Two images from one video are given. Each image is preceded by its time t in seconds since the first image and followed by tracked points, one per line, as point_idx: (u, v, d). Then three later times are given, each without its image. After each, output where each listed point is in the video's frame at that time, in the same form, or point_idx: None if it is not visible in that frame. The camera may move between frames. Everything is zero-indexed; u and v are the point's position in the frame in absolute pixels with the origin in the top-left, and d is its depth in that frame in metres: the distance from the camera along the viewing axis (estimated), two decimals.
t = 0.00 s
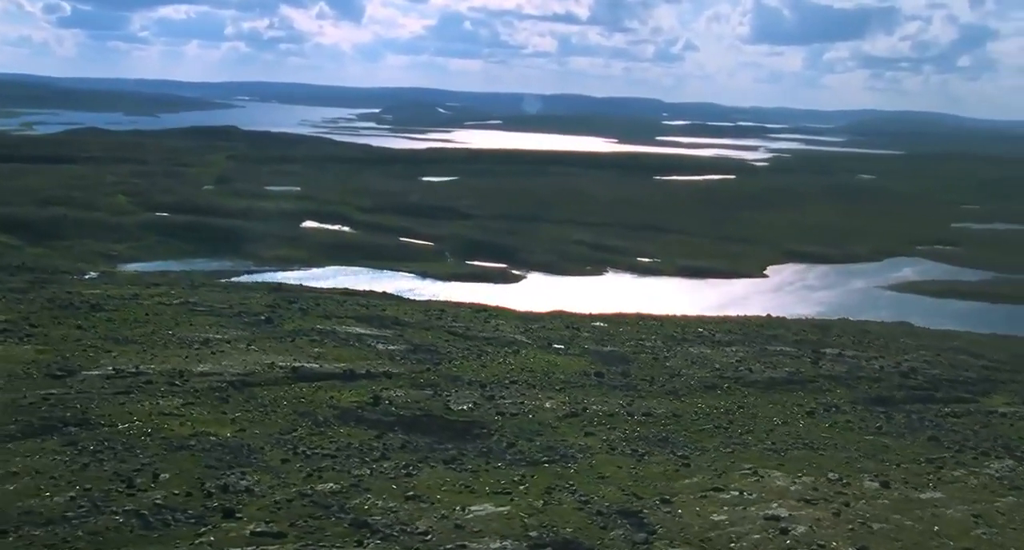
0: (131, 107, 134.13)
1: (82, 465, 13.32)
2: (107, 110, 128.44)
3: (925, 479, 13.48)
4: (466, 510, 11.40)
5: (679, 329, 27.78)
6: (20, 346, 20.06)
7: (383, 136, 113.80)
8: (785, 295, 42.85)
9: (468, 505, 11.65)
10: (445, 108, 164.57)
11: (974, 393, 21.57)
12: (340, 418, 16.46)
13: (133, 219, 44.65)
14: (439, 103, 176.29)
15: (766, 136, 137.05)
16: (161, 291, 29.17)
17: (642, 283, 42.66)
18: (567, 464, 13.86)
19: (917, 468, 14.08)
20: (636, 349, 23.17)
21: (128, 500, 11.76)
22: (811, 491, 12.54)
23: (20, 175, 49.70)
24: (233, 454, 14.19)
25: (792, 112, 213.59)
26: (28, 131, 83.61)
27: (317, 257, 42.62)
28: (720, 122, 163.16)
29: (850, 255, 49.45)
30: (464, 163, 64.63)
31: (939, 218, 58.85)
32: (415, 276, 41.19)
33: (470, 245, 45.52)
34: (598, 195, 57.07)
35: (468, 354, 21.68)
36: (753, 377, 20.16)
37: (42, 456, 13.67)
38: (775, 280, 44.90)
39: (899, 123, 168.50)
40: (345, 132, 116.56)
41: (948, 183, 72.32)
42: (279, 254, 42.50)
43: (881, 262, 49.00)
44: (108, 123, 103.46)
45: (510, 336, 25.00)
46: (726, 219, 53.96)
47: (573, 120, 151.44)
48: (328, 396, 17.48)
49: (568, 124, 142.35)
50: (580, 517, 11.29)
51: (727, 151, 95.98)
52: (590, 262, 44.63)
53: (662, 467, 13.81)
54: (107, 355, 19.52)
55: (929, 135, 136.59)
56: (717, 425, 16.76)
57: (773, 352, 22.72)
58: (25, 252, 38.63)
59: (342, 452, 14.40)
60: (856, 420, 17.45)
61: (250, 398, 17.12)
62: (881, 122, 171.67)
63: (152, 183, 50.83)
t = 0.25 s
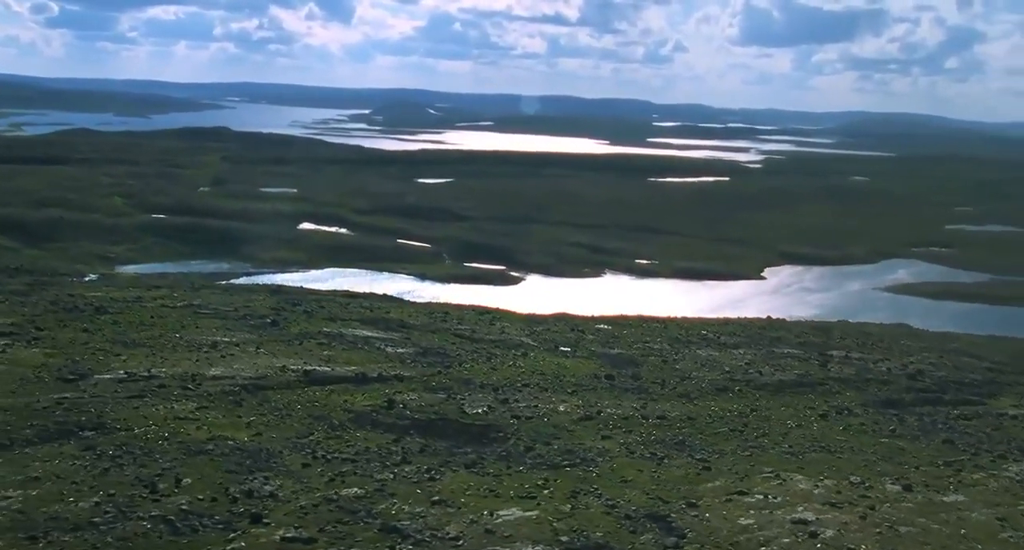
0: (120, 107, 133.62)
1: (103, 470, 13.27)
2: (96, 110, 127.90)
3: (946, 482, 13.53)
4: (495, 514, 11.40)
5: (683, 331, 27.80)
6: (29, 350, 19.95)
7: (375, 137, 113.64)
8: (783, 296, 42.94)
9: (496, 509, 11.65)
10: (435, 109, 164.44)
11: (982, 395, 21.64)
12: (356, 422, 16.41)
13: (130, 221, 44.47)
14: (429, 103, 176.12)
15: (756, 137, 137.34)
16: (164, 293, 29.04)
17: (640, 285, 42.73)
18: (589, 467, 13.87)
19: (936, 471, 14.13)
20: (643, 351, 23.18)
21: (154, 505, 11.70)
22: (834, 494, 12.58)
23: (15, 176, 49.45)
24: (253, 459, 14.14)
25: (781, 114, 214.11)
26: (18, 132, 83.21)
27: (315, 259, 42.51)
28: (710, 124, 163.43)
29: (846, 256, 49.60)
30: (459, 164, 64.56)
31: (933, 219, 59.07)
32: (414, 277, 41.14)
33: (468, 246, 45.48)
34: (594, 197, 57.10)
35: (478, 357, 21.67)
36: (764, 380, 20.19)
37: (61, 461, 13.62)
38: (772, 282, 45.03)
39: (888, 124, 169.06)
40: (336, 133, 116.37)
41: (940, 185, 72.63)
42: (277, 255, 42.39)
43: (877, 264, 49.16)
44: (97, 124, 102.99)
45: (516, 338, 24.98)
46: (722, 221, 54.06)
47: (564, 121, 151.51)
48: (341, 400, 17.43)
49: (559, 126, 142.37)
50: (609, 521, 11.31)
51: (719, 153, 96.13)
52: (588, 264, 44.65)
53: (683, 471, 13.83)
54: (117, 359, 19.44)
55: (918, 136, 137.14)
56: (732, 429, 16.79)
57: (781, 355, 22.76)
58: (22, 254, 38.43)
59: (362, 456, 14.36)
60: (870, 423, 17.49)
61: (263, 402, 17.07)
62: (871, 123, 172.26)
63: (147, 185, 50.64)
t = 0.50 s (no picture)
0: (110, 108, 133.12)
1: (125, 473, 13.22)
2: (86, 110, 127.39)
3: (967, 482, 13.57)
4: (525, 517, 11.39)
5: (688, 331, 27.84)
6: (38, 352, 19.86)
7: (366, 136, 113.45)
8: (781, 295, 43.02)
9: (525, 511, 11.66)
10: (426, 109, 164.29)
11: (990, 394, 21.73)
12: (372, 424, 16.38)
13: (126, 222, 44.31)
14: (420, 103, 175.98)
15: (747, 136, 137.63)
16: (167, 295, 28.95)
17: (639, 285, 42.77)
18: (611, 469, 13.88)
19: (956, 470, 14.19)
20: (652, 351, 23.21)
21: (181, 510, 11.66)
22: (859, 495, 12.62)
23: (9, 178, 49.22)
24: (273, 462, 14.10)
25: (771, 113, 214.49)
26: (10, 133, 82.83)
27: (314, 259, 42.42)
28: (701, 123, 163.64)
29: (842, 255, 49.75)
30: (454, 164, 64.50)
31: (927, 218, 59.28)
32: (413, 278, 41.09)
33: (466, 247, 45.45)
34: (590, 196, 57.14)
35: (488, 358, 21.66)
36: (775, 380, 20.23)
37: (82, 465, 13.57)
38: (770, 281, 45.13)
39: (877, 123, 169.57)
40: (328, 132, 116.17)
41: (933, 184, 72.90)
42: (276, 256, 42.29)
43: (873, 263, 49.32)
44: (88, 124, 102.56)
45: (523, 339, 24.98)
46: (718, 221, 54.16)
47: (555, 120, 151.51)
48: (356, 402, 17.39)
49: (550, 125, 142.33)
50: (639, 524, 11.33)
51: (713, 152, 96.28)
52: (586, 264, 44.67)
53: (705, 472, 13.85)
54: (128, 361, 19.37)
55: (908, 135, 137.51)
56: (748, 429, 16.82)
57: (789, 354, 22.81)
58: (20, 255, 38.28)
59: (382, 459, 14.33)
60: (884, 423, 17.54)
61: (278, 404, 17.02)
62: (860, 122, 172.73)
63: (143, 186, 50.48)
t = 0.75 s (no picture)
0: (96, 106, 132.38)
1: (144, 475, 13.15)
2: (72, 108, 126.60)
3: (984, 482, 13.65)
4: (551, 518, 11.38)
5: (688, 330, 27.91)
6: (43, 353, 19.74)
7: (355, 135, 113.14)
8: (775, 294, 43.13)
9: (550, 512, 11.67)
10: (413, 107, 164.03)
11: (994, 392, 21.85)
12: (385, 425, 16.34)
13: (119, 221, 44.11)
14: (407, 102, 175.60)
15: (735, 135, 137.96)
16: (166, 294, 28.82)
17: (634, 284, 42.82)
18: (628, 470, 13.89)
19: (970, 470, 14.27)
20: (656, 351, 23.24)
21: (205, 512, 11.62)
22: (879, 494, 12.69)
23: None
24: (290, 463, 14.05)
25: (757, 111, 215.01)
26: None
27: (309, 258, 42.32)
28: (688, 122, 163.81)
29: (835, 254, 49.94)
30: (446, 163, 64.43)
31: (918, 217, 59.54)
32: (408, 277, 41.03)
33: (461, 246, 45.42)
34: (583, 195, 57.19)
35: (494, 358, 21.64)
36: (782, 379, 20.30)
37: (99, 468, 13.48)
38: (765, 280, 45.26)
39: (864, 122, 170.08)
40: (315, 131, 115.79)
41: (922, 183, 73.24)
42: (270, 255, 42.17)
43: (865, 262, 49.54)
44: (75, 122, 101.95)
45: (526, 338, 24.98)
46: (710, 220, 54.31)
47: (542, 119, 151.44)
48: (367, 402, 17.36)
49: (538, 123, 142.26)
50: (667, 526, 11.33)
51: (702, 151, 96.44)
52: (581, 263, 44.71)
53: (723, 472, 13.88)
54: (134, 362, 19.27)
55: (894, 135, 137.97)
56: (760, 429, 16.86)
57: (793, 353, 22.90)
58: (13, 255, 38.04)
59: (400, 460, 14.30)
60: (893, 423, 17.63)
61: (290, 405, 16.96)
62: (846, 121, 173.22)
63: (135, 185, 50.25)
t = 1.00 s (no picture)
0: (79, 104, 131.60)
1: (159, 479, 13.08)
2: (54, 107, 125.67)
3: (996, 481, 13.75)
4: (573, 522, 11.40)
5: (686, 331, 27.98)
6: (45, 355, 19.60)
7: (340, 135, 112.84)
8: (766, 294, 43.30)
9: (571, 515, 11.68)
10: (397, 107, 163.70)
11: (992, 392, 22.02)
12: (395, 427, 16.31)
13: (109, 221, 43.86)
14: (391, 102, 175.20)
15: (719, 135, 138.40)
16: (162, 295, 28.66)
17: (626, 284, 42.90)
18: (643, 472, 13.93)
19: (981, 470, 14.38)
20: (657, 352, 23.29)
21: (226, 517, 11.57)
22: (895, 495, 12.76)
23: None
24: (304, 466, 14.00)
25: (740, 111, 215.84)
26: None
27: (301, 259, 42.20)
28: (672, 122, 164.13)
29: (824, 254, 50.19)
30: (435, 163, 64.37)
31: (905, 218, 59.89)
32: (401, 277, 40.97)
33: (453, 246, 45.39)
34: (573, 196, 57.24)
35: (497, 359, 21.63)
36: (785, 380, 20.39)
37: (113, 472, 13.38)
38: (756, 280, 45.44)
39: (846, 123, 170.80)
40: (300, 131, 115.37)
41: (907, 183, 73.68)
42: (262, 255, 42.03)
43: (854, 262, 49.79)
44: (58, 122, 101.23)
45: (526, 340, 24.98)
46: (700, 220, 54.47)
47: (527, 119, 151.43)
48: (375, 405, 17.33)
49: (523, 123, 142.25)
50: (689, 528, 11.36)
51: (688, 151, 96.68)
52: (573, 263, 44.76)
53: (737, 474, 13.93)
54: (137, 364, 19.16)
55: (877, 135, 138.62)
56: (768, 430, 16.93)
57: (793, 354, 23.00)
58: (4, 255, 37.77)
59: (414, 463, 14.28)
60: (899, 423, 17.74)
61: (298, 408, 16.91)
62: (829, 122, 173.98)
63: (124, 185, 49.97)
